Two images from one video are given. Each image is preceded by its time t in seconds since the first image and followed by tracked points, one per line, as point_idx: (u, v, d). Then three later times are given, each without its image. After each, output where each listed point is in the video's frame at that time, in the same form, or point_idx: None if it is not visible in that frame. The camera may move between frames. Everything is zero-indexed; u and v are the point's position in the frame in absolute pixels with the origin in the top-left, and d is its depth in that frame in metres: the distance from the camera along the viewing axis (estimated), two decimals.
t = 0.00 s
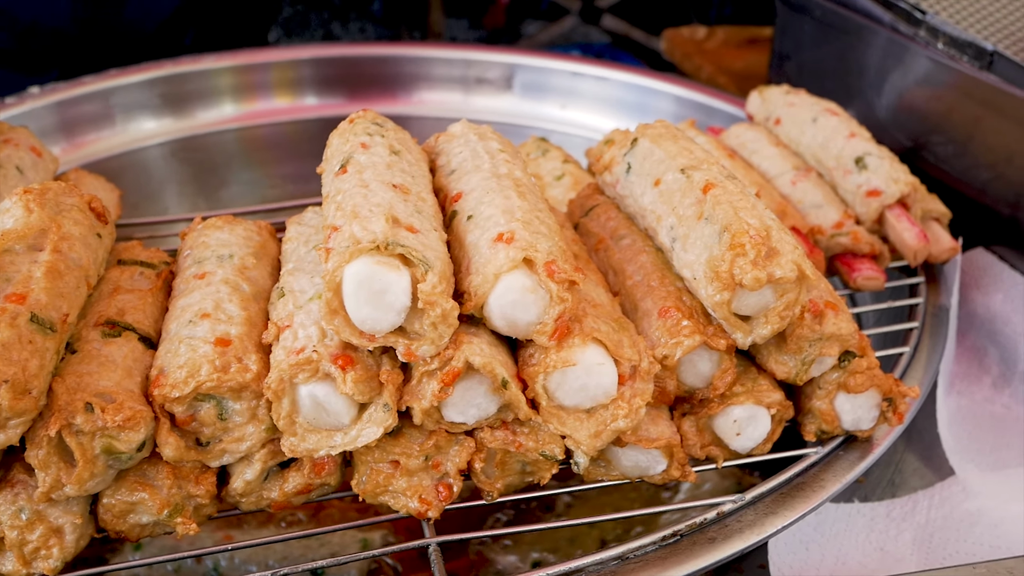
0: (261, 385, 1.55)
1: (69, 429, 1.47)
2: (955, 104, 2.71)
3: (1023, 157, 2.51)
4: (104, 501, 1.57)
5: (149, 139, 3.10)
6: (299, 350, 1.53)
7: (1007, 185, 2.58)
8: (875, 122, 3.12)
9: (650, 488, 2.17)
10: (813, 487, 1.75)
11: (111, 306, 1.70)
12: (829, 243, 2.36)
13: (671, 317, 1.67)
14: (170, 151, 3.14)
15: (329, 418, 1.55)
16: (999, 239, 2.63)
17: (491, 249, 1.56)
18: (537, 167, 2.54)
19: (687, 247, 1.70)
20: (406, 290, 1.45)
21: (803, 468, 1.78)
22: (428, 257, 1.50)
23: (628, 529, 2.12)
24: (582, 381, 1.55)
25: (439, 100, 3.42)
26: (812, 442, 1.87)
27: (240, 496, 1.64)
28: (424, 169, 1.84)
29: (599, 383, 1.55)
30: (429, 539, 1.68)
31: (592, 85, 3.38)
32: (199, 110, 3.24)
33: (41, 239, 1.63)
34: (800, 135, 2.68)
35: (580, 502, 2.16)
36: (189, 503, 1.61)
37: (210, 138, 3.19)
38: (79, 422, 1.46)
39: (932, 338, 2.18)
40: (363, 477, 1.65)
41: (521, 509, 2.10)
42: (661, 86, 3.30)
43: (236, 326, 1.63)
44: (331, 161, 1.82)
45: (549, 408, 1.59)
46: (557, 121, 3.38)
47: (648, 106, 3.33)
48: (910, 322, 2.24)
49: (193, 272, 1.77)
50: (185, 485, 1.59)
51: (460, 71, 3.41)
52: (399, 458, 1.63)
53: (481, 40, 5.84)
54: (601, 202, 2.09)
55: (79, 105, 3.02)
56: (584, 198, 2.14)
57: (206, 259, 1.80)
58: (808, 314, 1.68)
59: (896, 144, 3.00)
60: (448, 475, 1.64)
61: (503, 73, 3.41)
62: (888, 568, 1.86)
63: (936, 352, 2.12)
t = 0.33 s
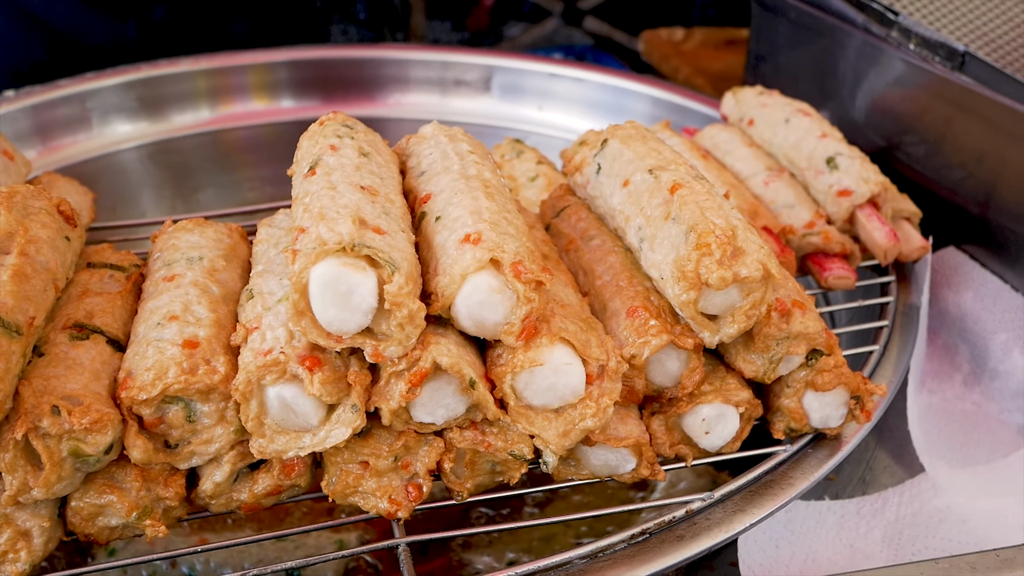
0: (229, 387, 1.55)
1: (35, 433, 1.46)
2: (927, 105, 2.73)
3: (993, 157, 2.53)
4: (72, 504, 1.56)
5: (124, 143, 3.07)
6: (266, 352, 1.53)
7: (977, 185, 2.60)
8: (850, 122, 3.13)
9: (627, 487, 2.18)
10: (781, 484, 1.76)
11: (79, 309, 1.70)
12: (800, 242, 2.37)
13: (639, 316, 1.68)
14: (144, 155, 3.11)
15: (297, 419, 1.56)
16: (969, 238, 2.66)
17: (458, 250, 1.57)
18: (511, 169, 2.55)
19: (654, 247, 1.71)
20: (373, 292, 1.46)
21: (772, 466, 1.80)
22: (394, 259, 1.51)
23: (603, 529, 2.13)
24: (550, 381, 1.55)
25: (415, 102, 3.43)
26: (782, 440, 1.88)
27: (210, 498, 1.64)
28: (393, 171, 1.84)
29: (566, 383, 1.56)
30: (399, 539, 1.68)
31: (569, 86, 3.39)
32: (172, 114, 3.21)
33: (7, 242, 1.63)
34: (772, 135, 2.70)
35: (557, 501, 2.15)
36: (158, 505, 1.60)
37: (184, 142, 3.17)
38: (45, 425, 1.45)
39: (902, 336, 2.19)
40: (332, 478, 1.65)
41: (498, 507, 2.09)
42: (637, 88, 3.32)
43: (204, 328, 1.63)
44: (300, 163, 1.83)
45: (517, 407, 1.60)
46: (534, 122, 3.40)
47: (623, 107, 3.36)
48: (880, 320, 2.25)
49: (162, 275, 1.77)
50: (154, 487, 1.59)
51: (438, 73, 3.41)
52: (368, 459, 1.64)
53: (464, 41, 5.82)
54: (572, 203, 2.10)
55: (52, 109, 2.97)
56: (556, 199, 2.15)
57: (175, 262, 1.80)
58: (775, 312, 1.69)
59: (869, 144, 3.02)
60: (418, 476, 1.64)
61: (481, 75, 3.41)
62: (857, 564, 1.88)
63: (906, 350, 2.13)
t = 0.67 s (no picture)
0: (201, 388, 1.55)
1: (5, 436, 1.45)
2: (905, 103, 2.74)
3: (969, 154, 2.54)
4: (43, 507, 1.55)
5: (102, 145, 3.05)
6: (238, 353, 1.53)
7: (953, 182, 2.61)
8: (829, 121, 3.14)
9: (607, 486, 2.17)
10: (755, 482, 1.76)
11: (51, 312, 1.69)
12: (777, 240, 2.37)
13: (612, 315, 1.68)
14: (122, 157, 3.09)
15: (269, 420, 1.55)
16: (945, 235, 2.66)
17: (429, 250, 1.57)
18: (488, 168, 2.55)
19: (627, 246, 1.71)
20: (343, 292, 1.46)
21: (746, 464, 1.80)
22: (365, 259, 1.51)
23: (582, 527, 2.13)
24: (523, 380, 1.55)
25: (394, 102, 3.42)
26: (757, 437, 1.89)
27: (183, 500, 1.64)
28: (366, 171, 1.84)
29: (539, 382, 1.56)
30: (373, 540, 1.68)
31: (549, 86, 3.40)
32: (150, 115, 3.19)
33: None
34: (749, 134, 2.70)
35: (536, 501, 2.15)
36: (131, 508, 1.60)
37: (162, 143, 3.15)
38: (14, 428, 1.44)
39: (878, 333, 2.20)
40: (306, 479, 1.64)
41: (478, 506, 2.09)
42: (616, 87, 3.33)
43: (176, 330, 1.62)
44: (273, 163, 1.82)
45: (491, 407, 1.60)
46: (515, 121, 3.39)
47: (602, 105, 3.37)
48: (856, 317, 2.26)
49: (135, 277, 1.77)
50: (126, 490, 1.59)
51: (418, 73, 3.40)
52: (342, 460, 1.63)
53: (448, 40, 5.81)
54: (548, 202, 2.10)
55: (29, 111, 2.94)
56: (532, 198, 2.15)
57: (148, 263, 1.79)
58: (748, 311, 1.70)
59: (847, 142, 3.02)
60: (392, 476, 1.64)
61: (462, 75, 3.41)
62: (832, 561, 1.88)
63: (882, 347, 2.14)
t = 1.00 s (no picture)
0: (180, 392, 1.55)
1: None
2: (888, 102, 2.75)
3: (952, 153, 2.55)
4: (22, 512, 1.54)
5: (85, 147, 3.03)
6: (217, 356, 1.52)
7: (936, 181, 2.61)
8: (814, 121, 3.14)
9: (594, 485, 2.16)
10: (737, 482, 1.76)
11: (29, 315, 1.69)
12: (760, 240, 2.38)
13: (593, 316, 1.68)
14: (106, 159, 3.07)
15: (249, 423, 1.55)
16: (928, 233, 2.67)
17: (409, 251, 1.57)
18: (472, 169, 2.55)
19: (608, 246, 1.71)
20: (322, 294, 1.45)
21: (728, 463, 1.80)
22: (344, 261, 1.50)
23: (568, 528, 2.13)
24: (503, 382, 1.55)
25: (379, 103, 3.41)
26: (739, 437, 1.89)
27: (163, 504, 1.63)
28: (346, 172, 1.84)
29: (520, 383, 1.56)
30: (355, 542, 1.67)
31: (534, 86, 3.40)
32: (133, 117, 3.17)
33: None
34: (733, 134, 2.71)
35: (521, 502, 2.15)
36: (110, 512, 1.59)
37: (146, 144, 3.13)
38: None
39: (860, 331, 2.20)
40: (287, 482, 1.64)
41: (464, 507, 2.08)
42: (602, 88, 3.35)
43: (155, 333, 1.62)
44: (253, 165, 1.82)
45: (471, 408, 1.59)
46: (500, 122, 3.39)
47: (587, 105, 3.37)
48: (839, 316, 2.26)
49: (115, 280, 1.76)
50: (106, 494, 1.58)
51: (403, 73, 3.40)
52: (322, 462, 1.63)
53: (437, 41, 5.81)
54: (530, 202, 2.10)
55: (13, 112, 2.92)
56: (514, 199, 2.15)
57: (128, 266, 1.79)
58: (728, 310, 1.70)
59: (831, 141, 3.02)
60: (373, 478, 1.64)
61: (448, 76, 3.41)
62: (815, 560, 1.89)
63: (864, 346, 2.14)
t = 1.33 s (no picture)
0: (158, 393, 1.54)
1: None
2: (871, 102, 2.74)
3: (933, 152, 2.55)
4: None
5: (70, 150, 3.00)
6: (195, 357, 1.52)
7: (918, 179, 2.62)
8: (798, 120, 3.14)
9: (580, 484, 2.16)
10: (718, 479, 1.77)
11: (7, 318, 1.68)
12: (742, 239, 2.38)
13: (572, 315, 1.68)
14: (91, 162, 3.04)
15: (227, 424, 1.55)
16: (911, 232, 2.69)
17: (387, 251, 1.57)
18: (456, 170, 2.55)
19: (587, 245, 1.71)
20: (300, 294, 1.45)
21: (709, 461, 1.80)
22: (322, 261, 1.50)
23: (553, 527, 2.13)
24: (482, 381, 1.55)
25: (365, 104, 3.41)
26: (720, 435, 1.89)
27: (143, 506, 1.63)
28: (326, 173, 1.84)
29: (499, 382, 1.56)
30: (336, 543, 1.67)
31: (520, 87, 3.40)
32: (117, 120, 3.16)
33: None
34: (716, 133, 2.71)
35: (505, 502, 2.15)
36: (89, 515, 1.59)
37: (132, 147, 3.11)
38: None
39: (842, 329, 2.21)
40: (267, 483, 1.64)
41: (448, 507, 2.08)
42: (587, 88, 3.35)
43: (133, 335, 1.62)
44: (232, 167, 1.82)
45: (450, 408, 1.59)
46: (486, 123, 3.39)
47: (572, 105, 3.38)
48: (821, 314, 2.27)
49: (93, 281, 1.76)
50: (84, 496, 1.58)
51: (389, 74, 3.40)
52: (302, 462, 1.63)
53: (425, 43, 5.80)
54: (512, 202, 2.10)
55: None
56: (496, 199, 2.15)
57: (107, 268, 1.79)
58: (707, 308, 1.71)
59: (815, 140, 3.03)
60: (353, 478, 1.64)
61: (435, 77, 3.41)
62: (796, 557, 1.89)
63: (846, 343, 2.14)
